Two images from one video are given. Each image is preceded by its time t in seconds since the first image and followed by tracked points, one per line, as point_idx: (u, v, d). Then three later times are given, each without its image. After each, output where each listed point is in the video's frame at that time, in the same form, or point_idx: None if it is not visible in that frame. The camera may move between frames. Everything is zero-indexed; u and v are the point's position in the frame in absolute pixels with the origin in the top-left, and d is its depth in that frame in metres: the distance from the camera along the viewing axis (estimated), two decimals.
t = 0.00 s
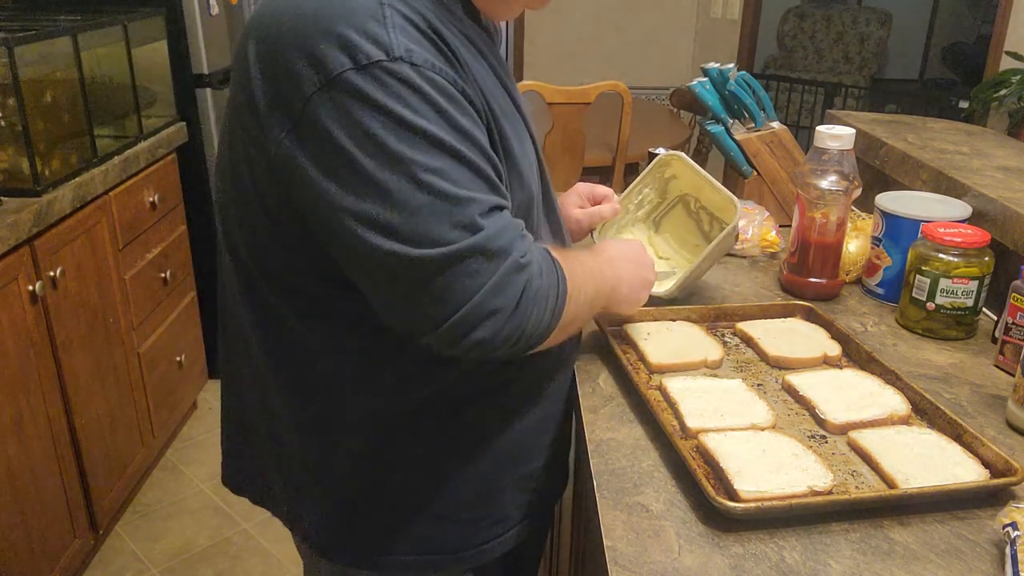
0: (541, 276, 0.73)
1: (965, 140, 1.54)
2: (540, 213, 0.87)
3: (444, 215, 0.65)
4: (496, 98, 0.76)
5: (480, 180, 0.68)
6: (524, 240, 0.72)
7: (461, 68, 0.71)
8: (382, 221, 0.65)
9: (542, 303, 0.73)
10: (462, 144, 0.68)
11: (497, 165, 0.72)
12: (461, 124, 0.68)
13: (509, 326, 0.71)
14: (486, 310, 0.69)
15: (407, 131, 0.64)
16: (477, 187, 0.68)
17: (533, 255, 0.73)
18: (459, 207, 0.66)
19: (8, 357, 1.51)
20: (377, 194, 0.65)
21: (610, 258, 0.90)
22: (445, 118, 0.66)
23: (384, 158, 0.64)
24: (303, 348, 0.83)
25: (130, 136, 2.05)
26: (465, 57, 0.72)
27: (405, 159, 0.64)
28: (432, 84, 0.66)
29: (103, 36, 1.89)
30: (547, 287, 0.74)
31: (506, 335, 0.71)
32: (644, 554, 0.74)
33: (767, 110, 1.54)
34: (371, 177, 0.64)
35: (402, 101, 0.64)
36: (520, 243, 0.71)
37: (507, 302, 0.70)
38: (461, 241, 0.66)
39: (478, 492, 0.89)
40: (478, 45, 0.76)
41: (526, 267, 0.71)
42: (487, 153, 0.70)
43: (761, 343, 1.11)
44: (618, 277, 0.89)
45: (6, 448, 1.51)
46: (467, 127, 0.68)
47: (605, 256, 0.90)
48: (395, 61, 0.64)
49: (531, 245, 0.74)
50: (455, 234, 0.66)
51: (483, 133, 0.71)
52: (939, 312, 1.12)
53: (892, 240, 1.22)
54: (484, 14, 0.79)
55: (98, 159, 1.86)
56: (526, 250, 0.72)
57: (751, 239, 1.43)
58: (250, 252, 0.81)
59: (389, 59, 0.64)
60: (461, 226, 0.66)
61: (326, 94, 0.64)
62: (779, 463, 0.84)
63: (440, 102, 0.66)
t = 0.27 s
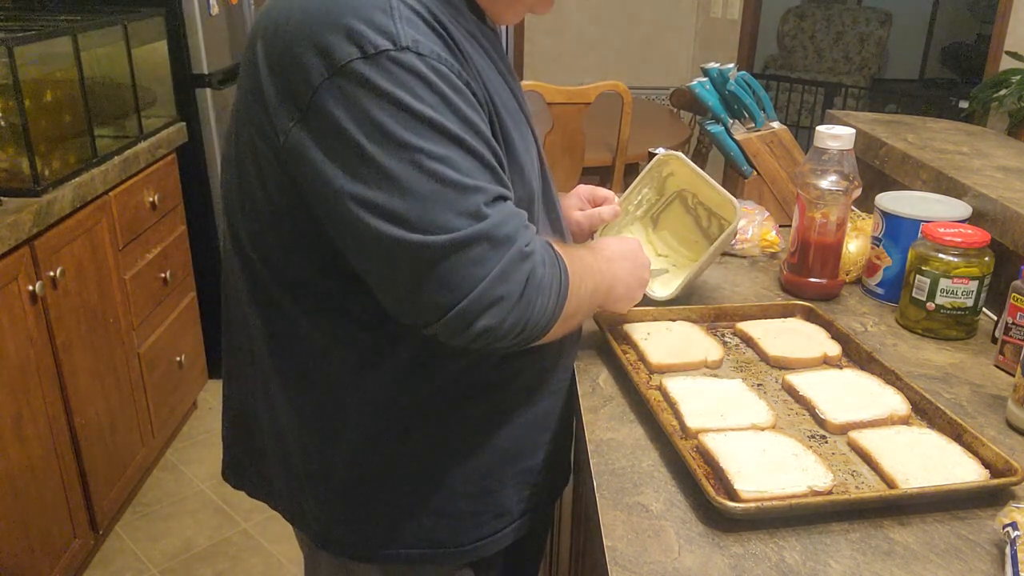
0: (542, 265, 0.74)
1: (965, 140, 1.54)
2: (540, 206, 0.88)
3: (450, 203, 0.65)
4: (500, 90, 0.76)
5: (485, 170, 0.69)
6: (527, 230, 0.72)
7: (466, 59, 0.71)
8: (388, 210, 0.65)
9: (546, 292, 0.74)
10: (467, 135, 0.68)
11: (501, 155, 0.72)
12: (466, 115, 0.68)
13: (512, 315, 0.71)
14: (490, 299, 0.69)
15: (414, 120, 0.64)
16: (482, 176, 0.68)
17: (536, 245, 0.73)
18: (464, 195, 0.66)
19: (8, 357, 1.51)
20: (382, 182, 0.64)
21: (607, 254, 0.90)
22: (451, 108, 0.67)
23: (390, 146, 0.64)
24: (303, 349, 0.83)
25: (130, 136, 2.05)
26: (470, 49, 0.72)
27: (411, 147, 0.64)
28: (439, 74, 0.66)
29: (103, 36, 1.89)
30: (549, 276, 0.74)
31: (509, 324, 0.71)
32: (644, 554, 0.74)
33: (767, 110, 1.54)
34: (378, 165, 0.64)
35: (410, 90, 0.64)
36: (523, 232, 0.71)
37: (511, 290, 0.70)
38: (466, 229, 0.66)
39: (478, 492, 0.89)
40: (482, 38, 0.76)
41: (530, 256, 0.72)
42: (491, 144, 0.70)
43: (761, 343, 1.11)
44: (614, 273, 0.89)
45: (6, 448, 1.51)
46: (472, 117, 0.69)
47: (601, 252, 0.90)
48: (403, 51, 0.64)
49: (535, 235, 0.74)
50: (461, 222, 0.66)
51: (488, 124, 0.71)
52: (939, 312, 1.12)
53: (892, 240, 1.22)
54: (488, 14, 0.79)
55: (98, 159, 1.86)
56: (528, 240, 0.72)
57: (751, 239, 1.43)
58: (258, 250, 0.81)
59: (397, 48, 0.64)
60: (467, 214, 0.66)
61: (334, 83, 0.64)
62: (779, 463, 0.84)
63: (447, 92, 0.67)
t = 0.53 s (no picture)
0: (542, 264, 0.74)
1: (965, 140, 1.54)
2: (540, 206, 0.88)
3: (453, 201, 0.65)
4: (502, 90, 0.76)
5: (486, 169, 0.69)
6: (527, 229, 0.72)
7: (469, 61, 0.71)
8: (391, 207, 0.65)
9: (546, 290, 0.74)
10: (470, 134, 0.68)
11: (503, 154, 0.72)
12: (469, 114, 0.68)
13: (513, 314, 0.71)
14: (491, 297, 0.69)
15: (417, 119, 0.64)
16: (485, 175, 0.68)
17: (536, 244, 0.73)
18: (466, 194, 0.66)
19: (8, 357, 1.51)
20: (387, 180, 0.64)
21: (605, 255, 0.90)
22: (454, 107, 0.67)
23: (393, 144, 0.64)
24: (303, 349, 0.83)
25: (130, 136, 2.05)
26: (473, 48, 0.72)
27: (414, 145, 0.64)
28: (442, 73, 0.66)
29: (103, 36, 1.89)
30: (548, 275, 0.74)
31: (509, 323, 0.71)
32: (644, 554, 0.74)
33: (767, 110, 1.54)
34: (381, 163, 0.64)
35: (413, 88, 0.64)
36: (523, 231, 0.71)
37: (512, 289, 0.70)
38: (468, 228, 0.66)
39: (478, 492, 0.89)
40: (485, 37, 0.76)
41: (531, 255, 0.72)
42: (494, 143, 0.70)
43: (761, 343, 1.11)
44: (612, 274, 0.89)
45: (7, 448, 1.51)
46: (475, 116, 0.68)
47: (600, 252, 0.90)
48: (407, 49, 0.64)
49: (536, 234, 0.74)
50: (465, 221, 0.66)
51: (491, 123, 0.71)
52: (939, 312, 1.12)
53: (892, 240, 1.22)
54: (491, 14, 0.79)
55: (98, 159, 1.86)
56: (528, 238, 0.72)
57: (751, 239, 1.43)
58: (264, 247, 0.82)
59: (402, 46, 0.64)
60: (469, 213, 0.66)
61: (338, 80, 0.64)
62: (779, 463, 0.84)
63: (450, 91, 0.66)
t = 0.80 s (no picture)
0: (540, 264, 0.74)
1: (965, 140, 1.54)
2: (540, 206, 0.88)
3: (451, 202, 0.65)
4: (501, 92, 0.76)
5: (485, 170, 0.69)
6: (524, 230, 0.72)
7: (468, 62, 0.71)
8: (391, 208, 0.65)
9: (544, 292, 0.73)
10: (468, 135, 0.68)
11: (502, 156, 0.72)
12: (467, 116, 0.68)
13: (510, 315, 0.71)
14: (490, 298, 0.69)
15: (416, 120, 0.64)
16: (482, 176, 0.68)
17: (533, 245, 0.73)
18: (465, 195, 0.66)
19: (8, 357, 1.51)
20: (385, 181, 0.64)
21: (601, 253, 0.89)
22: (453, 108, 0.67)
23: (392, 144, 0.64)
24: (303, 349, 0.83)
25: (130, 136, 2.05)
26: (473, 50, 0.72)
27: (413, 146, 0.64)
28: (442, 74, 0.66)
29: (103, 36, 1.89)
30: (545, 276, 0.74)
31: (507, 324, 0.71)
32: (644, 554, 0.74)
33: (767, 110, 1.54)
34: (380, 163, 0.64)
35: (412, 89, 0.64)
36: (521, 232, 0.71)
37: (511, 290, 0.70)
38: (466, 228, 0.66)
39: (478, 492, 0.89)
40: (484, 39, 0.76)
41: (529, 255, 0.71)
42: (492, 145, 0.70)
43: (761, 343, 1.11)
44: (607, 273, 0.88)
45: (7, 448, 1.51)
46: (473, 118, 0.68)
47: (596, 251, 0.89)
48: (406, 50, 0.64)
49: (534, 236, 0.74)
50: (462, 223, 0.66)
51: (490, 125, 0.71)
52: (939, 312, 1.12)
53: (892, 240, 1.22)
54: (489, 14, 0.79)
55: (98, 159, 1.86)
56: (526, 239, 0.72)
57: (751, 239, 1.44)
58: (265, 243, 0.81)
59: (402, 48, 0.64)
60: (467, 215, 0.66)
61: (337, 81, 0.64)
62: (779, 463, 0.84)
63: (449, 92, 0.66)
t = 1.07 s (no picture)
0: (469, 300, 0.69)
1: (964, 140, 1.54)
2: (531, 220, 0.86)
3: (369, 222, 0.64)
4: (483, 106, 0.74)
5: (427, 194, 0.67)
6: (457, 261, 0.69)
7: (441, 75, 0.70)
8: (311, 214, 0.65)
9: (467, 326, 0.69)
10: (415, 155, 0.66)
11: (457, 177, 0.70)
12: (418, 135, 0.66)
13: (417, 345, 0.69)
14: (394, 323, 0.67)
15: (350, 133, 0.64)
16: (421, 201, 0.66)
17: (465, 278, 0.69)
18: (386, 218, 0.65)
19: (9, 358, 1.51)
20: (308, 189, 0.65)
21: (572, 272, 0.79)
22: (400, 125, 0.65)
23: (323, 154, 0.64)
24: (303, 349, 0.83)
25: (131, 136, 2.05)
26: (450, 65, 0.71)
27: (342, 159, 0.64)
28: (395, 90, 0.65)
29: (103, 36, 1.89)
30: (473, 312, 0.70)
31: (414, 353, 0.69)
32: (644, 554, 0.74)
33: (767, 110, 1.54)
34: (311, 169, 0.65)
35: (353, 101, 0.64)
36: (450, 263, 0.68)
37: (409, 323, 0.67)
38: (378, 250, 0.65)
39: (477, 493, 0.89)
40: (473, 51, 0.75)
41: (445, 287, 0.67)
42: (444, 165, 0.68)
43: (761, 342, 1.11)
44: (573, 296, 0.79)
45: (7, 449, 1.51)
46: (425, 137, 0.67)
47: (567, 271, 0.78)
48: (359, 61, 0.64)
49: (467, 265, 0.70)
50: (371, 244, 0.65)
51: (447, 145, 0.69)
52: (939, 312, 1.12)
53: (892, 240, 1.22)
54: (485, 12, 0.80)
55: (98, 159, 1.86)
56: (455, 271, 0.68)
57: (751, 239, 1.43)
58: (260, 248, 0.80)
59: (356, 59, 0.64)
60: (383, 236, 0.65)
61: (292, 81, 0.65)
62: (779, 463, 0.84)
63: (398, 108, 0.65)
